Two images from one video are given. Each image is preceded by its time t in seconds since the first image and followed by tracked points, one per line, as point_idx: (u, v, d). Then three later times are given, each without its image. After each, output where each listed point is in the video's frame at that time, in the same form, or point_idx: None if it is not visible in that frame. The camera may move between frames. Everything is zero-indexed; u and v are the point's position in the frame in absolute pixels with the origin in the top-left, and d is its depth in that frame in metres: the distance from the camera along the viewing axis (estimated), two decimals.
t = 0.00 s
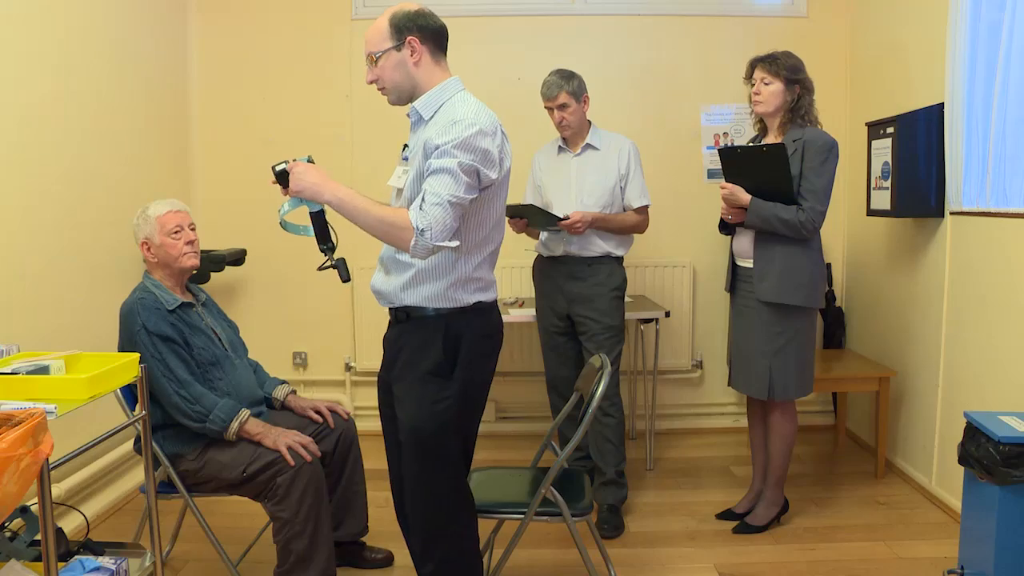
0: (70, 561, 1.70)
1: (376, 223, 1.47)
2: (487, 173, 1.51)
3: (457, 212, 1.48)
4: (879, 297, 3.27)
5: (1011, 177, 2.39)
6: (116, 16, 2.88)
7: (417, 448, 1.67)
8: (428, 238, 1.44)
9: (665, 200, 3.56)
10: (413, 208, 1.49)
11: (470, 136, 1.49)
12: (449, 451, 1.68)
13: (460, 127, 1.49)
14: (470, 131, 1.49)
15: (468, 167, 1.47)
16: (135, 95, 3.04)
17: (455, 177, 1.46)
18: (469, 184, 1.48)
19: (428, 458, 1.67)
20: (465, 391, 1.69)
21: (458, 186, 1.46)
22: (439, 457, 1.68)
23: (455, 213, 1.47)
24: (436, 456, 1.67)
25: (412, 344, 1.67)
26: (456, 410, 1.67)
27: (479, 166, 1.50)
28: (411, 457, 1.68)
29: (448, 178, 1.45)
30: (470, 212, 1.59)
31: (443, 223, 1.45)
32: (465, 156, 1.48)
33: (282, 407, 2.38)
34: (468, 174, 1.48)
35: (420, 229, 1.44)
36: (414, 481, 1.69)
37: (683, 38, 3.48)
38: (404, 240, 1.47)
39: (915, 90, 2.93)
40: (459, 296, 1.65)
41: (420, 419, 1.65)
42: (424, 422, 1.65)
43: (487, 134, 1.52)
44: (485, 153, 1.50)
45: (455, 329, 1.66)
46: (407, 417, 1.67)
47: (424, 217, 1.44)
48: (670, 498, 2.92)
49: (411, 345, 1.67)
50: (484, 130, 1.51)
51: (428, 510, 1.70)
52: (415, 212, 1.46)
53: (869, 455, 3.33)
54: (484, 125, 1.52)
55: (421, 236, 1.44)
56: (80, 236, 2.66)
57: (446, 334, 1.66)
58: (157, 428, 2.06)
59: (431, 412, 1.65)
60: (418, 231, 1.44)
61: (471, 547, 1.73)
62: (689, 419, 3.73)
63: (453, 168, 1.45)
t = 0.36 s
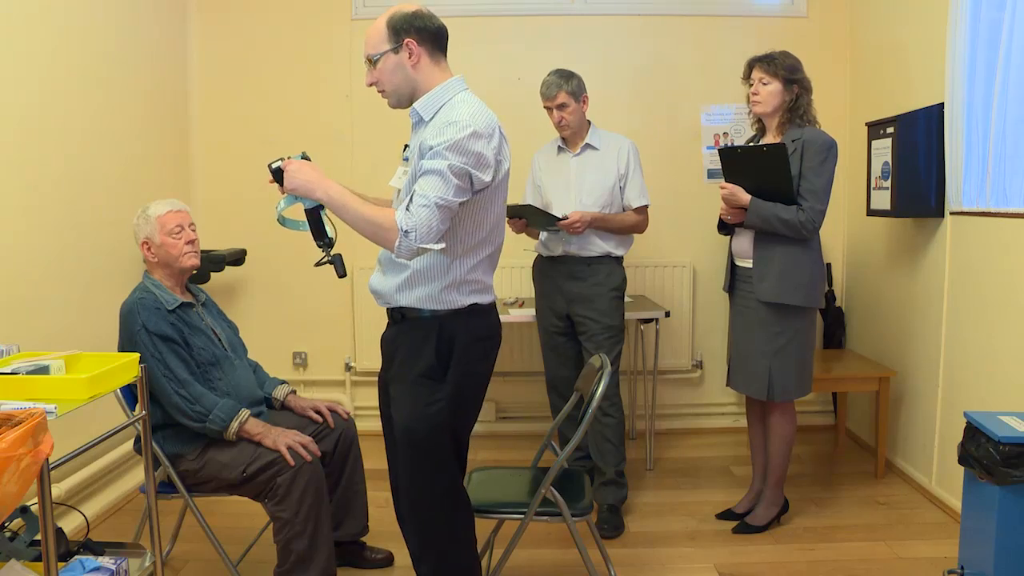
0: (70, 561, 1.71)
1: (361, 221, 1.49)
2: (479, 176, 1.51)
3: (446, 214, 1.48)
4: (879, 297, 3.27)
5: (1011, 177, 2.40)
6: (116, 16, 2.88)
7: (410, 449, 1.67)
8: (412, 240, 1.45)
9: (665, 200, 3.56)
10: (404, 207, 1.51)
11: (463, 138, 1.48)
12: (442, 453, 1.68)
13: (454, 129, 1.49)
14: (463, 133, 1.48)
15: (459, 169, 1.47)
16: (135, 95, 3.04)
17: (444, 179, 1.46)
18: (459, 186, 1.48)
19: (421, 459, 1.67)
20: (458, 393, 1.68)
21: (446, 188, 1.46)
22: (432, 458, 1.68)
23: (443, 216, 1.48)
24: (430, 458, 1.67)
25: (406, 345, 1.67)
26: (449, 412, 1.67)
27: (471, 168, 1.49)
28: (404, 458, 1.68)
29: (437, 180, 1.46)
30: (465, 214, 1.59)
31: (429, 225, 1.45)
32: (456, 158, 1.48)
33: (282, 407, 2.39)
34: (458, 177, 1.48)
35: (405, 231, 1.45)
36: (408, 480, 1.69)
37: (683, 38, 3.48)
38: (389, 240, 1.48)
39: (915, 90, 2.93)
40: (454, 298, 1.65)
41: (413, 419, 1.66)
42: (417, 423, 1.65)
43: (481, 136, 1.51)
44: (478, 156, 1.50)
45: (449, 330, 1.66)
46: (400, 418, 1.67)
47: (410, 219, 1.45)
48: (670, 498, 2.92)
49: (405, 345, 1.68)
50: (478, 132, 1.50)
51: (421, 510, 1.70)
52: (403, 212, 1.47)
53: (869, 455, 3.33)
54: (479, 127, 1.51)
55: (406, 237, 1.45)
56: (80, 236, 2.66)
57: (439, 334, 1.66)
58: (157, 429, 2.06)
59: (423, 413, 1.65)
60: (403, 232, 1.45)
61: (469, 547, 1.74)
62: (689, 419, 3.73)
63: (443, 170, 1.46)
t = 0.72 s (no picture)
0: (70, 561, 1.71)
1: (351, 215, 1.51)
2: (471, 176, 1.50)
3: (435, 213, 1.48)
4: (879, 297, 3.27)
5: (1011, 177, 2.39)
6: (116, 16, 2.88)
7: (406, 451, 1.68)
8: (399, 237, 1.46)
9: (665, 200, 3.56)
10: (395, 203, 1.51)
11: (455, 137, 1.48)
12: (438, 454, 1.68)
13: (447, 129, 1.49)
14: (457, 132, 1.48)
15: (450, 168, 1.47)
16: (135, 95, 3.04)
17: (435, 178, 1.46)
18: (450, 185, 1.48)
19: (417, 462, 1.68)
20: (455, 394, 1.68)
21: (436, 187, 1.46)
22: (428, 460, 1.68)
23: (432, 214, 1.48)
24: (426, 460, 1.68)
25: (403, 348, 1.68)
26: (445, 415, 1.67)
27: (462, 168, 1.49)
28: (401, 460, 1.69)
29: (427, 179, 1.46)
30: (459, 213, 1.59)
31: (417, 223, 1.46)
32: (448, 157, 1.48)
33: (282, 407, 2.39)
34: (450, 176, 1.47)
35: (393, 227, 1.46)
36: (404, 483, 1.70)
37: (683, 37, 3.48)
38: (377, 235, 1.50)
39: (915, 90, 2.93)
40: (450, 299, 1.65)
41: (409, 423, 1.66)
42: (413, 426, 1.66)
43: (474, 136, 1.51)
44: (470, 156, 1.50)
45: (446, 332, 1.66)
46: (397, 420, 1.68)
47: (398, 216, 1.46)
48: (670, 498, 2.92)
49: (402, 348, 1.68)
50: (471, 132, 1.50)
51: (418, 513, 1.70)
52: (393, 208, 1.48)
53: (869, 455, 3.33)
54: (473, 126, 1.50)
55: (394, 233, 1.46)
56: (80, 236, 2.66)
57: (436, 336, 1.66)
58: (157, 428, 2.06)
59: (419, 416, 1.66)
60: (391, 228, 1.46)
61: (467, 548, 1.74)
62: (689, 419, 3.73)
63: (433, 169, 1.46)
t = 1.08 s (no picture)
0: (70, 561, 1.71)
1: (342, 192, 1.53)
2: (458, 171, 1.51)
3: (416, 205, 1.49)
4: (879, 297, 3.27)
5: (1011, 177, 2.39)
6: (116, 16, 2.89)
7: (401, 453, 1.68)
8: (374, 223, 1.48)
9: (665, 200, 3.56)
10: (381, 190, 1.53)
11: (447, 131, 1.48)
12: (432, 456, 1.68)
13: (440, 123, 1.49)
14: (446, 127, 1.48)
15: (436, 161, 1.47)
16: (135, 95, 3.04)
17: (417, 169, 1.47)
18: (434, 178, 1.48)
19: (412, 464, 1.68)
20: (450, 396, 1.68)
21: (419, 178, 1.47)
22: (424, 461, 1.68)
23: (411, 204, 1.48)
24: (422, 461, 1.68)
25: (399, 350, 1.68)
26: (440, 417, 1.67)
27: (450, 162, 1.49)
28: (396, 462, 1.69)
29: (412, 170, 1.47)
30: (449, 209, 1.59)
31: (395, 213, 1.47)
32: (437, 151, 1.48)
33: (282, 407, 2.39)
34: (434, 170, 1.48)
35: (367, 211, 1.49)
36: (399, 484, 1.70)
37: (683, 37, 3.48)
38: (351, 214, 1.52)
39: (915, 90, 2.93)
40: (441, 298, 1.65)
41: (404, 425, 1.66)
42: (408, 428, 1.66)
43: (467, 133, 1.50)
44: (458, 150, 1.49)
45: (439, 333, 1.66)
46: (391, 422, 1.68)
47: (375, 201, 1.48)
48: (670, 498, 2.92)
49: (400, 350, 1.68)
50: (463, 127, 1.49)
51: (414, 515, 1.70)
52: (374, 193, 1.50)
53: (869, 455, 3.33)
54: (466, 123, 1.50)
55: (367, 216, 1.49)
56: (80, 236, 2.66)
57: (432, 338, 1.66)
58: (158, 428, 2.06)
59: (415, 418, 1.66)
60: (365, 210, 1.49)
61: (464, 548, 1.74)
62: (689, 419, 3.73)
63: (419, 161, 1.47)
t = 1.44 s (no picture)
0: (71, 560, 1.71)
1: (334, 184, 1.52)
2: (440, 171, 1.49)
3: (399, 205, 1.48)
4: (879, 297, 3.27)
5: (1011, 177, 2.39)
6: (116, 16, 2.89)
7: (393, 455, 1.68)
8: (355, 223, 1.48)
9: (665, 200, 3.57)
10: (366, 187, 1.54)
11: (428, 130, 1.48)
12: (422, 460, 1.68)
13: (422, 121, 1.49)
14: (429, 126, 1.48)
15: (417, 160, 1.47)
16: (136, 95, 3.04)
17: (399, 167, 1.47)
18: (417, 177, 1.48)
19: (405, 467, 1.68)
20: (442, 400, 1.67)
21: (400, 177, 1.46)
22: (415, 464, 1.68)
23: (393, 205, 1.48)
24: (412, 464, 1.68)
25: (396, 351, 1.69)
26: (430, 420, 1.67)
27: (432, 161, 1.48)
28: (389, 464, 1.69)
29: (393, 169, 1.47)
30: (440, 211, 1.58)
31: (377, 213, 1.47)
32: (419, 149, 1.48)
33: (282, 407, 2.39)
34: (416, 169, 1.47)
35: (349, 209, 1.48)
36: (392, 484, 1.71)
37: (683, 37, 3.48)
38: (336, 212, 1.52)
39: (915, 90, 2.93)
40: (435, 300, 1.64)
41: (397, 426, 1.67)
42: (401, 430, 1.66)
43: (450, 131, 1.49)
44: (440, 150, 1.49)
45: (431, 338, 1.65)
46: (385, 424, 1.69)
47: (357, 199, 1.48)
48: (670, 498, 2.92)
49: (397, 353, 1.69)
50: (446, 125, 1.48)
51: (409, 517, 1.71)
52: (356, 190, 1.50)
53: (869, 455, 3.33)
54: (449, 122, 1.49)
55: (348, 214, 1.49)
56: (80, 236, 2.66)
57: (424, 341, 1.66)
58: (157, 428, 2.06)
59: (406, 421, 1.66)
60: (347, 209, 1.48)
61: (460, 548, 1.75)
62: (689, 419, 3.73)
63: (400, 160, 1.47)
